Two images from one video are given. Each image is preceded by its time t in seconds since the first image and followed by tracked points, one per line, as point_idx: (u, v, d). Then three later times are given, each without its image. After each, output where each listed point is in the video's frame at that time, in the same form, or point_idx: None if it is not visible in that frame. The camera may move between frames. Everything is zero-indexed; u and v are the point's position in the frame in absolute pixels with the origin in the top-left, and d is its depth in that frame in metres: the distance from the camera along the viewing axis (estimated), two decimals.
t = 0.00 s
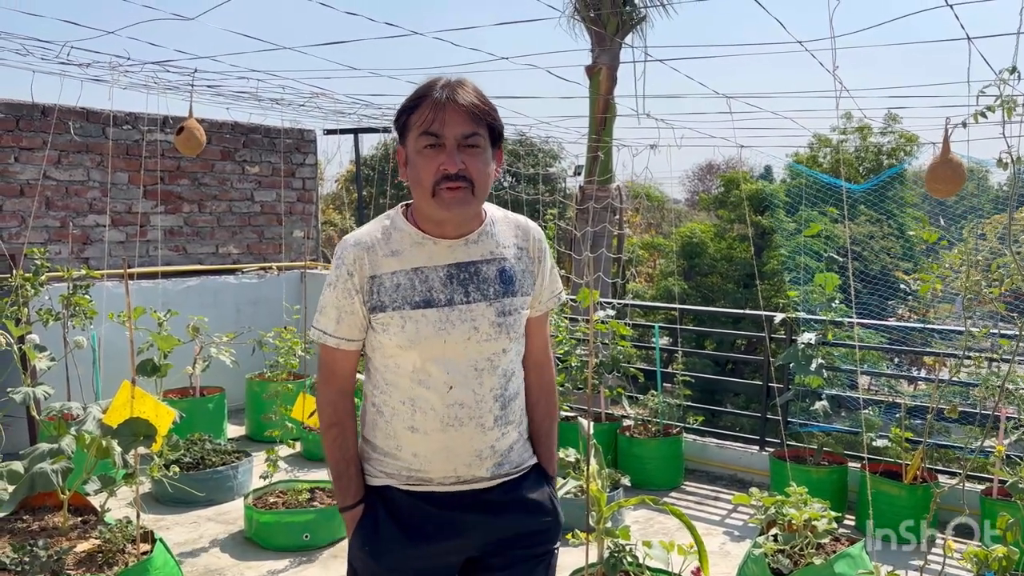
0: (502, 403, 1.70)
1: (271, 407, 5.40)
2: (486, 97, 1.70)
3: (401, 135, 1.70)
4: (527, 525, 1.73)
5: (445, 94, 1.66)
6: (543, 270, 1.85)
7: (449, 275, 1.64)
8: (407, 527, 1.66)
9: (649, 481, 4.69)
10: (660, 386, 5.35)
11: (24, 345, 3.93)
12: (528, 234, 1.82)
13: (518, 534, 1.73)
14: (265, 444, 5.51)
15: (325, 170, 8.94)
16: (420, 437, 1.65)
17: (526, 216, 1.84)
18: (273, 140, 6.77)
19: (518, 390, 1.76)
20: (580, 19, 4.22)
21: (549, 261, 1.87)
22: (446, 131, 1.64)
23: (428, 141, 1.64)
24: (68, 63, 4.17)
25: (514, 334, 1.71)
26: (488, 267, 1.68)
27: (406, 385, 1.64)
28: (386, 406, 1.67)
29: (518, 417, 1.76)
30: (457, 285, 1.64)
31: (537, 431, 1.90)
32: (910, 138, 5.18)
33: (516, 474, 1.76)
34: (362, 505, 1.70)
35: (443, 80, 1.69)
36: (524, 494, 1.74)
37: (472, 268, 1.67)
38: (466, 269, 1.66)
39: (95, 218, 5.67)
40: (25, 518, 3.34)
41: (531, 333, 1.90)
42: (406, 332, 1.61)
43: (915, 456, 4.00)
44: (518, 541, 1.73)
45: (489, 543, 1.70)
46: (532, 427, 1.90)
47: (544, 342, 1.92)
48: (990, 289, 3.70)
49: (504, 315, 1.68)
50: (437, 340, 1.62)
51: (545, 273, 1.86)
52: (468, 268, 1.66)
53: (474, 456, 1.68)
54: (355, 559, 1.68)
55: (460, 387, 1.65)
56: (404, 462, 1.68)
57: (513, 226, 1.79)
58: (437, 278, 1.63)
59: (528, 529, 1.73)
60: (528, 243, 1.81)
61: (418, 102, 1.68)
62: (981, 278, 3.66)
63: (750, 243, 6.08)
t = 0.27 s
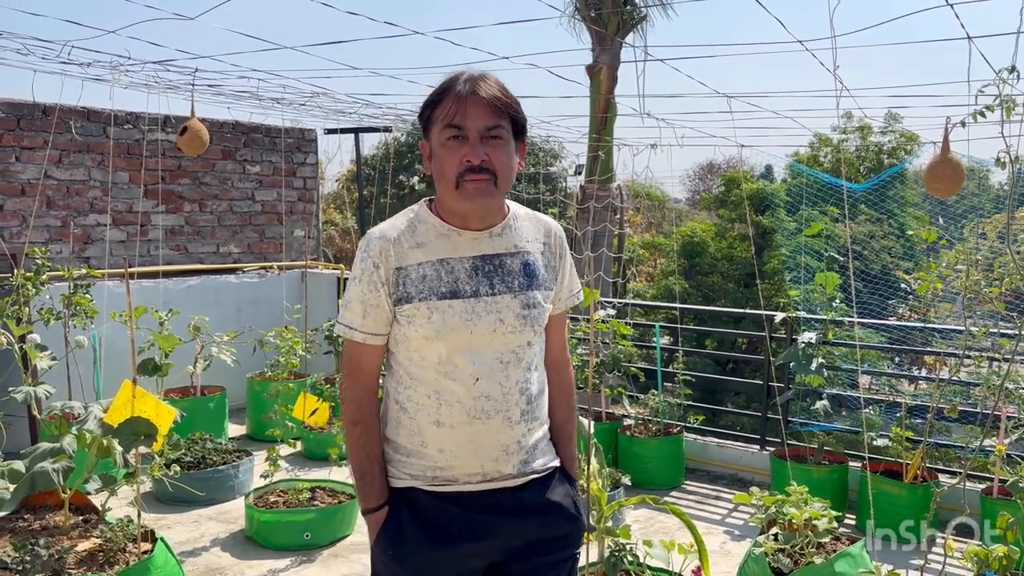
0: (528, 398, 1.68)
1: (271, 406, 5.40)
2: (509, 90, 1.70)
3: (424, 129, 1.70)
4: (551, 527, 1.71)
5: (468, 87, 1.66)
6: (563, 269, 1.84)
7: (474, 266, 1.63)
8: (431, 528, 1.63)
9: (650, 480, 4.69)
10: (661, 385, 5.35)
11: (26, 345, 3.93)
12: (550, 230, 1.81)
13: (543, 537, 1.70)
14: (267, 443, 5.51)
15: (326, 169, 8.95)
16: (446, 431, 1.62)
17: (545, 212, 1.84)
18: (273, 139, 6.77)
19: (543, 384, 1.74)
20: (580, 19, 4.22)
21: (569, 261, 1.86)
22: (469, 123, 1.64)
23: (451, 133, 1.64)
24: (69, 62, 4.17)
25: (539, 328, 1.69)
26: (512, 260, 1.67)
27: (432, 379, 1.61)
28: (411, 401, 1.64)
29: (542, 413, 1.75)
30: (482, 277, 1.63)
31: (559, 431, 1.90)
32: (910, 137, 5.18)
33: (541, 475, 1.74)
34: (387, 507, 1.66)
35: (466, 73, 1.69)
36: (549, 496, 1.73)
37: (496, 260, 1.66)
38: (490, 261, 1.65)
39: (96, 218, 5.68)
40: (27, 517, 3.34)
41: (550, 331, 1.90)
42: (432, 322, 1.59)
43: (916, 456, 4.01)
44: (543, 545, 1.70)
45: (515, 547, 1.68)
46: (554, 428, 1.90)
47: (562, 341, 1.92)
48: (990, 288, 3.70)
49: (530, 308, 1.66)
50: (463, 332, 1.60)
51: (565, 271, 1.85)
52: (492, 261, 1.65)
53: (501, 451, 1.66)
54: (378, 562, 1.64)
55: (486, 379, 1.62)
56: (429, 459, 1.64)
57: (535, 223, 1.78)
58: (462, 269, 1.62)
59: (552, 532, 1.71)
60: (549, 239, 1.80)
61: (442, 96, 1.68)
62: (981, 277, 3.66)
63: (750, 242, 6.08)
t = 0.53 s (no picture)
0: (550, 393, 1.64)
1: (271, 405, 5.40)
2: (532, 81, 1.68)
3: (449, 122, 1.70)
4: (580, 531, 1.66)
5: (490, 79, 1.66)
6: (595, 265, 1.78)
7: (496, 257, 1.62)
8: (453, 525, 1.63)
9: (650, 479, 4.69)
10: (661, 383, 5.35)
11: (27, 343, 3.93)
12: (580, 226, 1.77)
13: (572, 542, 1.65)
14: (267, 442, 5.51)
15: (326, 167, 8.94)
16: (463, 425, 1.61)
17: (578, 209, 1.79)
18: (274, 138, 6.76)
19: (571, 380, 1.69)
20: (580, 17, 4.20)
21: (603, 254, 1.81)
22: (490, 115, 1.63)
23: (473, 125, 1.64)
24: (69, 61, 4.16)
25: (562, 321, 1.66)
26: (536, 252, 1.65)
27: (450, 371, 1.61)
28: (432, 394, 1.64)
29: (572, 410, 1.69)
30: (503, 268, 1.61)
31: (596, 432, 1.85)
32: (911, 136, 5.17)
33: (572, 475, 1.70)
34: (412, 501, 1.67)
35: (490, 65, 1.69)
36: (579, 498, 1.68)
37: (519, 252, 1.64)
38: (512, 253, 1.63)
39: (97, 216, 5.68)
40: (27, 516, 3.34)
41: (585, 328, 1.84)
42: (449, 311, 1.59)
43: (917, 455, 4.01)
44: (571, 549, 1.66)
45: (541, 549, 1.64)
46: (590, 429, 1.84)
47: (599, 340, 1.85)
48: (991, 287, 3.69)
49: (552, 301, 1.63)
50: (480, 322, 1.59)
51: (598, 266, 1.79)
52: (515, 252, 1.63)
53: (522, 447, 1.63)
54: (400, 559, 1.63)
55: (504, 372, 1.60)
56: (451, 456, 1.64)
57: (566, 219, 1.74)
58: (483, 259, 1.61)
59: (582, 536, 1.67)
60: (579, 235, 1.76)
61: (466, 88, 1.68)
62: (982, 276, 3.65)
63: (751, 241, 6.07)
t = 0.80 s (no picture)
0: (557, 393, 1.58)
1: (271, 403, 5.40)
2: (540, 76, 1.65)
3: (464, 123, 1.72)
4: (593, 539, 1.60)
5: (496, 77, 1.65)
6: (619, 264, 1.67)
7: (506, 254, 1.60)
8: (461, 522, 1.63)
9: (650, 476, 4.69)
10: (661, 381, 5.34)
11: (27, 341, 3.93)
12: (603, 223, 1.68)
13: (587, 548, 1.60)
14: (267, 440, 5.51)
15: (326, 165, 8.94)
16: (470, 421, 1.62)
17: (605, 208, 1.71)
18: (274, 136, 6.76)
19: (586, 382, 1.62)
20: (580, 14, 4.20)
21: (630, 252, 1.70)
22: (494, 113, 1.62)
23: (479, 125, 1.64)
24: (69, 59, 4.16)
25: (574, 321, 1.60)
26: (549, 250, 1.61)
27: (460, 367, 1.63)
28: (446, 390, 1.67)
29: (587, 414, 1.62)
30: (513, 264, 1.59)
31: (623, 443, 1.73)
32: (911, 134, 5.17)
33: (588, 482, 1.63)
34: (423, 495, 1.71)
35: (499, 63, 1.67)
36: (592, 506, 1.62)
37: (532, 249, 1.60)
38: (524, 249, 1.60)
39: (97, 214, 5.68)
40: (27, 514, 3.34)
41: (610, 332, 1.71)
42: (458, 307, 1.61)
43: (917, 453, 4.01)
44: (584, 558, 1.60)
45: (551, 555, 1.59)
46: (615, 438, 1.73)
47: (630, 344, 1.72)
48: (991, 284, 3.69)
49: (562, 298, 1.58)
50: (486, 318, 1.59)
51: (623, 265, 1.68)
52: (527, 249, 1.60)
53: (526, 447, 1.59)
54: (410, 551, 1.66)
55: (508, 369, 1.58)
56: (461, 454, 1.65)
57: (589, 216, 1.67)
58: (494, 256, 1.60)
59: (596, 545, 1.60)
60: (600, 232, 1.67)
61: (474, 89, 1.69)
62: (982, 274, 3.65)
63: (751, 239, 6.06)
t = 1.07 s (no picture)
0: (550, 394, 1.56)
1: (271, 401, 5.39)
2: (540, 73, 1.64)
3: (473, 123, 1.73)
4: (585, 546, 1.56)
5: (496, 76, 1.65)
6: (630, 265, 1.61)
7: (509, 252, 1.61)
8: (459, 519, 1.64)
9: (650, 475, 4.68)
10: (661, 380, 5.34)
11: (27, 340, 3.92)
12: (612, 222, 1.63)
13: (581, 555, 1.56)
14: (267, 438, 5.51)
15: (325, 164, 8.93)
16: (467, 417, 1.65)
17: (620, 207, 1.67)
18: (273, 135, 6.76)
19: (586, 385, 1.57)
20: (580, 12, 4.20)
21: (643, 253, 1.63)
22: (492, 112, 1.63)
23: (479, 124, 1.65)
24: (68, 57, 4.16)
25: (572, 321, 1.56)
26: (551, 249, 1.59)
27: (464, 362, 1.67)
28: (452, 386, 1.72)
29: (585, 419, 1.57)
30: (514, 262, 1.60)
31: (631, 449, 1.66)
32: (911, 133, 5.17)
33: (585, 490, 1.59)
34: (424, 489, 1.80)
35: (501, 62, 1.67)
36: (585, 511, 1.58)
37: (534, 248, 1.60)
38: (526, 248, 1.60)
39: (96, 213, 5.67)
40: (27, 513, 3.34)
41: (621, 335, 1.65)
42: (461, 303, 1.65)
43: (917, 451, 4.01)
44: (576, 564, 1.56)
45: (542, 559, 1.57)
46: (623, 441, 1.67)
47: (644, 348, 1.65)
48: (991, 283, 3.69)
49: (558, 297, 1.56)
50: (485, 314, 1.61)
51: (634, 266, 1.62)
52: (529, 248, 1.60)
53: (516, 446, 1.59)
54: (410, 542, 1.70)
55: (502, 366, 1.59)
56: (459, 449, 1.68)
57: (599, 214, 1.64)
58: (497, 254, 1.62)
59: (588, 552, 1.56)
60: (608, 232, 1.62)
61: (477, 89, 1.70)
62: (982, 272, 3.65)
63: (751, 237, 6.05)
